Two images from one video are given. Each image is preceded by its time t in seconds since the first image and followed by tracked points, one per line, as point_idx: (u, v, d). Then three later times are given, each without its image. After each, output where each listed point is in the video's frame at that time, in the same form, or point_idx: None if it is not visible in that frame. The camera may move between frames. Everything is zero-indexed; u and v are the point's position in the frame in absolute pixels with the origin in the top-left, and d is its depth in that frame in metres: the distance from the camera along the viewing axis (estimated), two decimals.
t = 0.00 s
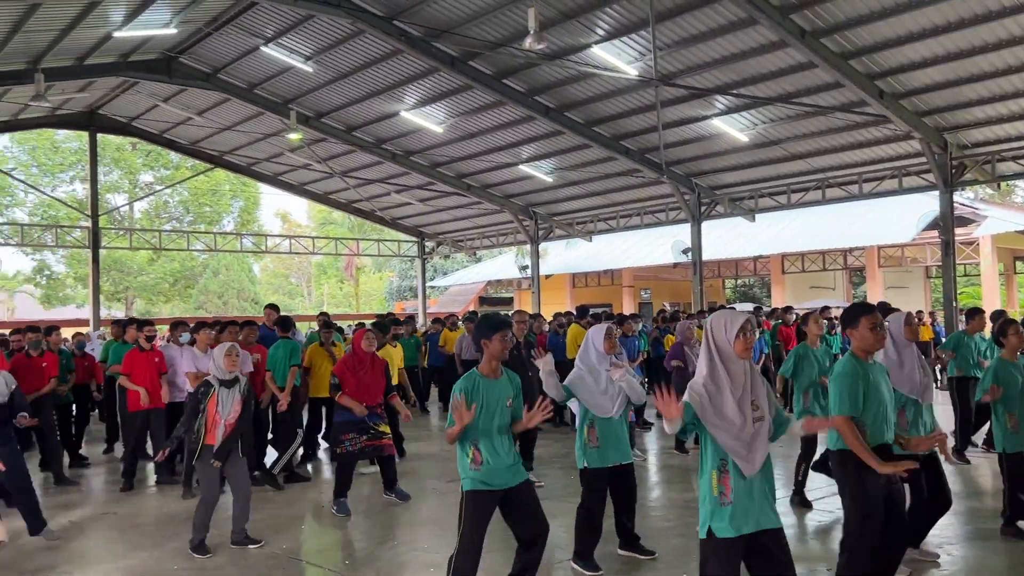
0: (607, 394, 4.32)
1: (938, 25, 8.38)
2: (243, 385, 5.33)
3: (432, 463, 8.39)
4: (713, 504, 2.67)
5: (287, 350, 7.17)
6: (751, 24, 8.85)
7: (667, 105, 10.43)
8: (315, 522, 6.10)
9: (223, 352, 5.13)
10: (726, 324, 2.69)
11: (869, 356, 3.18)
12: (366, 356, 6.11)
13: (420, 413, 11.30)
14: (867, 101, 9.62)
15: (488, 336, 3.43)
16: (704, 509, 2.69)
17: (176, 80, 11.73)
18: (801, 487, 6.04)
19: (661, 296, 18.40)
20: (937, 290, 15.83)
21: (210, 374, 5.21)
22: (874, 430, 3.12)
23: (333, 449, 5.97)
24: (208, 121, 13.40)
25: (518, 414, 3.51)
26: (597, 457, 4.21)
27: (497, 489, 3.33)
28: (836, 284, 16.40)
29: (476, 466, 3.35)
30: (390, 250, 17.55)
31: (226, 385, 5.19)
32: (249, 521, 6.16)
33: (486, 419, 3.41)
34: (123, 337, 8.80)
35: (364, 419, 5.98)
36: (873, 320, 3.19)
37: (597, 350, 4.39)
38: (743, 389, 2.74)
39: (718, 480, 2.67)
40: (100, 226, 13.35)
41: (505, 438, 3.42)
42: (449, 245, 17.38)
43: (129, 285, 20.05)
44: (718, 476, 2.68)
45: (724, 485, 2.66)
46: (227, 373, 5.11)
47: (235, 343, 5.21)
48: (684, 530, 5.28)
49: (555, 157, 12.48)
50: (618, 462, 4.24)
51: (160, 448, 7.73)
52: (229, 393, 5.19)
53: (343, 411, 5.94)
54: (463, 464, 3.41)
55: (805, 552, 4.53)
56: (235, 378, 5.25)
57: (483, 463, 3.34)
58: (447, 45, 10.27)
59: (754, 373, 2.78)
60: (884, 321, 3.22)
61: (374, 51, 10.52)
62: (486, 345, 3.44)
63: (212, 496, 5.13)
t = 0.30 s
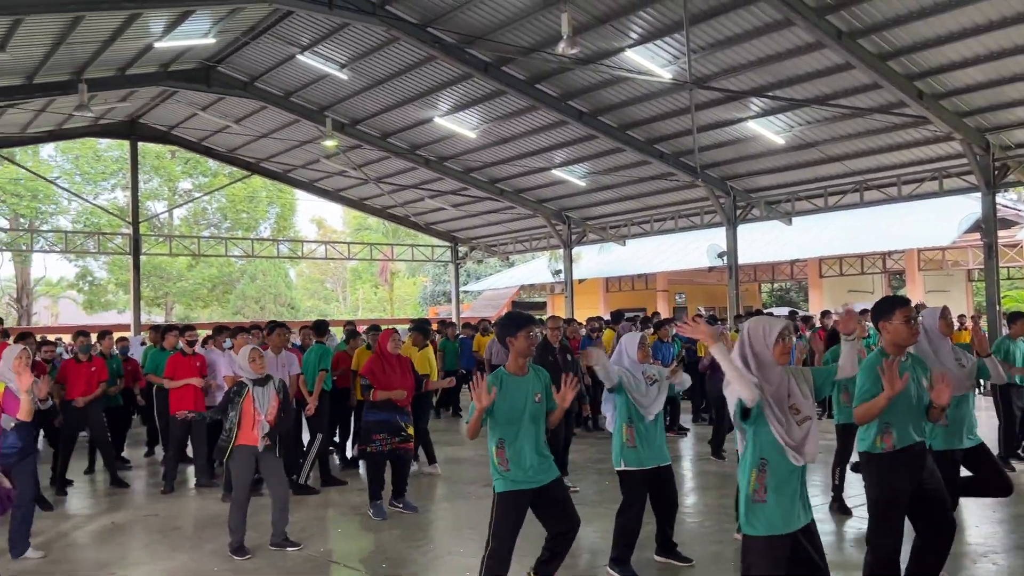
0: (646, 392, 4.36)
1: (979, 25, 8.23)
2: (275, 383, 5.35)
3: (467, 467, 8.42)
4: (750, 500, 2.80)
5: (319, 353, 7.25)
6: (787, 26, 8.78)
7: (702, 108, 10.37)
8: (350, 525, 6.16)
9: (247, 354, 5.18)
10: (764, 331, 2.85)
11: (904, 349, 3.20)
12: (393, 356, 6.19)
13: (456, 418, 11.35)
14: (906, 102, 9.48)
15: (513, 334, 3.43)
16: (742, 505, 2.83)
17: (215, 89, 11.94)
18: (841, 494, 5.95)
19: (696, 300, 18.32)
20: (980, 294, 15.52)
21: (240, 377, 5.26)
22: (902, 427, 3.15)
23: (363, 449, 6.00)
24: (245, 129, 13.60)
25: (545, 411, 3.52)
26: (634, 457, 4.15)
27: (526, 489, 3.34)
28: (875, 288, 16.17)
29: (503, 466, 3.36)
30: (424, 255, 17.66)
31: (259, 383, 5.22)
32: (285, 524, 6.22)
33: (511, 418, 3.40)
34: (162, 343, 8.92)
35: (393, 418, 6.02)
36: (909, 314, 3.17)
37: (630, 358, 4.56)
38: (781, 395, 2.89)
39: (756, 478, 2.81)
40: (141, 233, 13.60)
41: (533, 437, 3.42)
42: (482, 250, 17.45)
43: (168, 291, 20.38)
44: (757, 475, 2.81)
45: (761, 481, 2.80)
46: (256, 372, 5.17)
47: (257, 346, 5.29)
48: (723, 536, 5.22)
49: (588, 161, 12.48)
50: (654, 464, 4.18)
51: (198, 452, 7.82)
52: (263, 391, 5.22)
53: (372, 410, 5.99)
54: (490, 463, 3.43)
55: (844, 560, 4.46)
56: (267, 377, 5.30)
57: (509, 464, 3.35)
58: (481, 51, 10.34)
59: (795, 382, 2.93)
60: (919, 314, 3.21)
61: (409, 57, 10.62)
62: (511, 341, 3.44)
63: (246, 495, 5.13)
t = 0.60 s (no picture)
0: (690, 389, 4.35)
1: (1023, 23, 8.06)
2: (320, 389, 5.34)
3: (505, 471, 8.44)
4: (813, 498, 2.86)
5: (354, 359, 7.17)
6: (825, 28, 8.68)
7: (739, 111, 10.29)
8: (390, 528, 6.21)
9: (291, 360, 5.21)
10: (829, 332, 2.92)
11: (949, 363, 3.14)
12: (429, 363, 6.20)
13: (494, 423, 11.39)
14: (949, 102, 9.31)
15: (572, 337, 3.48)
16: (802, 504, 2.88)
17: (255, 99, 12.14)
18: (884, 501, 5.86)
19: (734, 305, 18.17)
20: None
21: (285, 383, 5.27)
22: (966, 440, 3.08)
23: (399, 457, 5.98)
24: (284, 138, 13.81)
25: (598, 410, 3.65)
26: (679, 452, 4.12)
27: (581, 484, 3.42)
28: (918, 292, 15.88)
29: (565, 459, 3.41)
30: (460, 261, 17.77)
31: (304, 390, 5.18)
32: (327, 527, 6.30)
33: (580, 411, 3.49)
34: (206, 348, 9.03)
35: (429, 426, 6.02)
36: (959, 332, 3.10)
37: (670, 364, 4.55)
38: (844, 400, 2.93)
39: (818, 478, 2.87)
40: (183, 241, 13.86)
41: (594, 434, 3.52)
42: (517, 255, 17.50)
43: (209, 297, 20.72)
44: (819, 475, 2.87)
45: (823, 480, 2.86)
46: (300, 378, 5.17)
47: (302, 351, 5.30)
48: (765, 543, 5.16)
49: (624, 166, 12.47)
50: (699, 462, 4.15)
51: (240, 457, 7.93)
52: (309, 397, 5.17)
53: (408, 418, 6.00)
54: (549, 455, 3.45)
55: (891, 569, 4.40)
56: (311, 383, 5.27)
57: (574, 457, 3.41)
58: (516, 57, 10.38)
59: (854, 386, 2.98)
60: (972, 330, 3.12)
61: (444, 65, 10.70)
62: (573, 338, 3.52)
63: (291, 499, 5.16)
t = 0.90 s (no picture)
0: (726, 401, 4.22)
1: None
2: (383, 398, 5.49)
3: (544, 478, 8.44)
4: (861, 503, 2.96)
5: (398, 367, 7.00)
6: (865, 30, 8.58)
7: (777, 115, 10.22)
8: (429, 534, 6.24)
9: (361, 367, 5.40)
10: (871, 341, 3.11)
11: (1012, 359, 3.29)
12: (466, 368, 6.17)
13: (532, 429, 11.40)
14: (993, 104, 9.13)
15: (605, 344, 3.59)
16: (850, 510, 2.98)
17: (294, 109, 12.32)
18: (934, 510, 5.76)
19: (772, 311, 17.98)
20: None
21: (352, 391, 5.43)
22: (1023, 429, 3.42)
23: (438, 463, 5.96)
24: (322, 147, 14.01)
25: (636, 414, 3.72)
26: (713, 463, 4.06)
27: (623, 486, 3.48)
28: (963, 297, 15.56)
29: (605, 461, 3.47)
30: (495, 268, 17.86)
31: (369, 397, 5.36)
32: (367, 533, 6.35)
33: (616, 413, 3.57)
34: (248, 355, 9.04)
35: (467, 430, 5.97)
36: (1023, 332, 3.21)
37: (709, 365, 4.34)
38: (884, 408, 3.13)
39: (866, 484, 2.98)
40: (223, 249, 14.10)
41: (632, 436, 3.59)
42: (553, 262, 17.50)
43: (248, 305, 21.01)
44: (868, 480, 2.99)
45: (872, 485, 2.98)
46: (367, 386, 5.36)
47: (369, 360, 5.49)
48: (810, 552, 5.11)
49: (660, 171, 12.43)
50: (736, 469, 4.08)
51: (280, 462, 8.02)
52: (374, 403, 5.34)
53: (447, 425, 5.95)
54: (588, 458, 3.53)
55: None
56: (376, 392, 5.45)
57: (614, 458, 3.47)
58: (551, 65, 10.43)
59: (891, 396, 3.18)
60: None
61: (479, 73, 10.79)
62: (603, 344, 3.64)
63: (356, 504, 5.16)
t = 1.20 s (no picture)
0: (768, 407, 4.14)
1: None
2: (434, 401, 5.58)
3: (586, 487, 8.42)
4: (885, 520, 3.06)
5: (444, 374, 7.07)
6: (908, 33, 8.45)
7: (817, 121, 10.12)
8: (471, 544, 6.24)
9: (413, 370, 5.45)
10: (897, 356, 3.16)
11: None
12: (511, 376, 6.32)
13: (573, 438, 11.41)
14: None
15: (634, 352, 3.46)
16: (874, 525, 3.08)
17: (334, 121, 12.50)
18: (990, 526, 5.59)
19: (814, 318, 17.76)
20: None
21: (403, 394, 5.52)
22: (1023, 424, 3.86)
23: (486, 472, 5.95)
24: (362, 158, 14.21)
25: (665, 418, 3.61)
26: (754, 472, 3.97)
27: (647, 496, 3.41)
28: (1013, 304, 15.17)
29: (625, 471, 3.44)
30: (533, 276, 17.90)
31: (422, 398, 5.45)
32: (411, 541, 6.38)
33: (639, 421, 3.51)
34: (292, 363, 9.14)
35: (514, 439, 5.96)
36: None
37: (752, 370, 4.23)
38: (913, 421, 3.17)
39: (891, 498, 3.07)
40: (266, 259, 14.34)
41: (656, 442, 3.52)
42: (591, 270, 17.50)
43: (290, 314, 21.34)
44: (890, 496, 3.08)
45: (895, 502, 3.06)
46: (419, 387, 5.46)
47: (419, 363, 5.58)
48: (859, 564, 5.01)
49: (698, 178, 12.38)
50: (776, 476, 4.01)
51: (322, 472, 8.08)
52: (427, 405, 5.41)
53: (494, 432, 5.97)
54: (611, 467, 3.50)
55: None
56: (426, 394, 5.53)
57: (633, 467, 3.43)
58: (589, 73, 10.46)
59: (922, 407, 3.21)
60: None
61: (517, 83, 10.85)
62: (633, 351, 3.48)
63: (405, 507, 5.25)
